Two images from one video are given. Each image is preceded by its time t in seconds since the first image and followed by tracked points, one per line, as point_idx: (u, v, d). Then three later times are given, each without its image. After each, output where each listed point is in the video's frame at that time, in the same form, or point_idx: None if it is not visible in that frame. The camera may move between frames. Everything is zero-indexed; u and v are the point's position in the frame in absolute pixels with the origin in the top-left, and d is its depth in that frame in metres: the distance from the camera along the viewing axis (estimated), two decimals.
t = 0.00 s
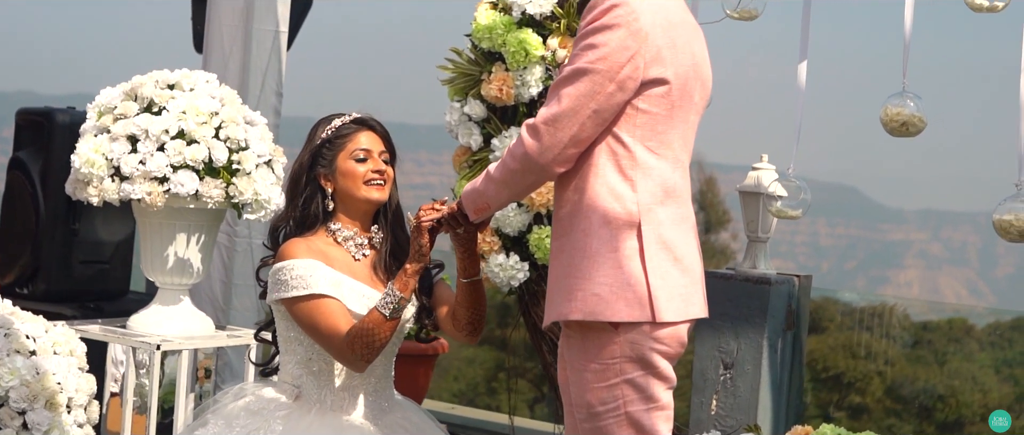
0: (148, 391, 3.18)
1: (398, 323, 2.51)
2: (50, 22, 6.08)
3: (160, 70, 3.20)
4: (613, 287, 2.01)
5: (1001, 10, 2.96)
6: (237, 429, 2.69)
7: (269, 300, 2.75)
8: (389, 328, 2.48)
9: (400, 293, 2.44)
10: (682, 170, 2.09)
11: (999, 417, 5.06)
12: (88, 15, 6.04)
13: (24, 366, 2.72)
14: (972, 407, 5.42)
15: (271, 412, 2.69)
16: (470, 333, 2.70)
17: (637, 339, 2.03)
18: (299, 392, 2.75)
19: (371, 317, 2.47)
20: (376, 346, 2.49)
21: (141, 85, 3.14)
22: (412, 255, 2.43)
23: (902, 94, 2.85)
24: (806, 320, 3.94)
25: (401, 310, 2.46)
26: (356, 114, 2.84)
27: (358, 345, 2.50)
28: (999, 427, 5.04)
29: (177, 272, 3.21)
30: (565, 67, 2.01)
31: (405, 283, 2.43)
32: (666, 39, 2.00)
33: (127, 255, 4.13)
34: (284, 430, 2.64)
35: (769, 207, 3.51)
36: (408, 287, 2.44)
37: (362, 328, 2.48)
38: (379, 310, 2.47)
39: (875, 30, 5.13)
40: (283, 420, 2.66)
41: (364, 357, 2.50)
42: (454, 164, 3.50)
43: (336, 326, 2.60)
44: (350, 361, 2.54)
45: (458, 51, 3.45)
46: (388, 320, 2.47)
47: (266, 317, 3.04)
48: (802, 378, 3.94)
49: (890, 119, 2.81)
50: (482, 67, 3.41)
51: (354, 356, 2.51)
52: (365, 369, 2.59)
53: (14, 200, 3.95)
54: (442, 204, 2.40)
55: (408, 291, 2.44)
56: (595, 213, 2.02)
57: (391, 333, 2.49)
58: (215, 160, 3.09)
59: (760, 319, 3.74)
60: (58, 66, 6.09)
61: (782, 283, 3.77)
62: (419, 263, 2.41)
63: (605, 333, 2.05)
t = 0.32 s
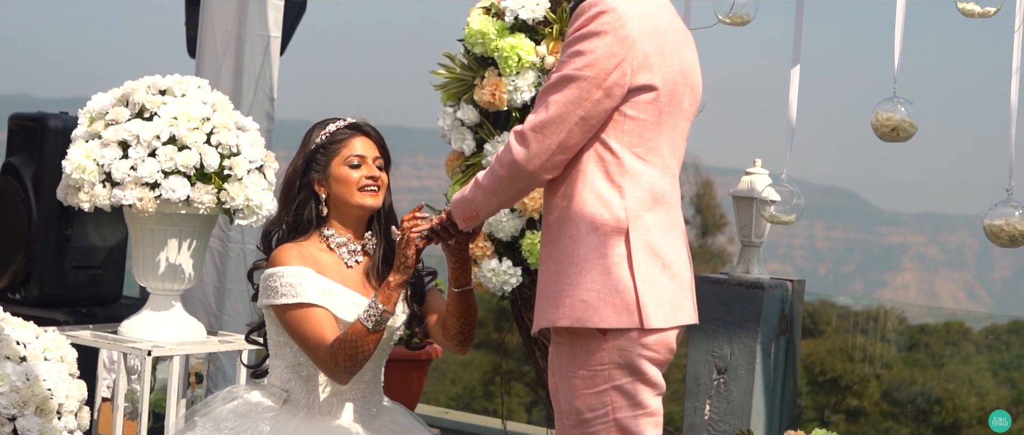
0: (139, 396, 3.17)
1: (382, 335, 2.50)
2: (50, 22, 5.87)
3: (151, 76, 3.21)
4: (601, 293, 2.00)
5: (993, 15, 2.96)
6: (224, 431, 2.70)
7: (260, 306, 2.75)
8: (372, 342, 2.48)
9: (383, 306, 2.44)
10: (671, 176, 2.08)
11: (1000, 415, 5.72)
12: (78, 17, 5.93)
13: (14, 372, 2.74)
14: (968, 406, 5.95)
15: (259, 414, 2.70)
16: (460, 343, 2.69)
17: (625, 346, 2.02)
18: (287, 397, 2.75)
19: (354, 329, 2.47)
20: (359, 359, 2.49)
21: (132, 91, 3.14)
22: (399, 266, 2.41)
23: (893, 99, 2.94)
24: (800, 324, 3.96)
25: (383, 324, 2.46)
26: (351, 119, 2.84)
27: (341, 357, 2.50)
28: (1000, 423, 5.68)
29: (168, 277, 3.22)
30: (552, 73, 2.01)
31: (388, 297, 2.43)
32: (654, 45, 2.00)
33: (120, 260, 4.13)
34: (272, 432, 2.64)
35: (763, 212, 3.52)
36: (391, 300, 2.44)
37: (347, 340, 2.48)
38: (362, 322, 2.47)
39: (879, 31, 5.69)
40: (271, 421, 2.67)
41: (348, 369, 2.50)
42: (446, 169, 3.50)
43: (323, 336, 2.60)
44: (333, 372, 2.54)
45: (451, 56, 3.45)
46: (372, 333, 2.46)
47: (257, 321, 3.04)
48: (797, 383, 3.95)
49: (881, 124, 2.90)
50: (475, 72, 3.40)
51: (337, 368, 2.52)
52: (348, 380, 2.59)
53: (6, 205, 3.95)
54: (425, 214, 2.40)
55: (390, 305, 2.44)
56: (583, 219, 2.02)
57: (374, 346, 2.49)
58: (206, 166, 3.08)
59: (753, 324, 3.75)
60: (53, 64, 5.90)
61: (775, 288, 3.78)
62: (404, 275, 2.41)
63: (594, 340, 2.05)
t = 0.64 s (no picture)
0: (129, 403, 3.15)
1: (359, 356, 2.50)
2: (41, 26, 5.92)
3: (141, 83, 3.21)
4: (586, 301, 2.00)
5: (982, 21, 2.97)
6: (211, 432, 2.72)
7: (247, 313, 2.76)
8: (348, 361, 2.47)
9: (361, 327, 2.43)
10: (657, 183, 2.08)
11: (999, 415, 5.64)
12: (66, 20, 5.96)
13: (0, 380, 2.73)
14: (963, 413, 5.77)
15: (245, 413, 2.71)
16: (447, 356, 2.70)
17: (610, 353, 2.02)
18: (273, 402, 2.75)
19: (331, 349, 2.46)
20: (334, 378, 2.50)
21: (121, 98, 3.15)
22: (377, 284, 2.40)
23: (881, 105, 3.06)
24: (792, 329, 3.98)
25: (360, 343, 2.44)
26: (345, 126, 2.82)
27: (317, 376, 2.50)
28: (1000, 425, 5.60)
29: (157, 284, 3.22)
30: (537, 82, 2.01)
31: (367, 317, 2.42)
32: (638, 52, 2.00)
33: (111, 266, 4.13)
34: (256, 431, 2.64)
35: (753, 217, 3.52)
36: (370, 321, 2.43)
37: (325, 358, 2.48)
38: (340, 342, 2.45)
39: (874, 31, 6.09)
40: (256, 420, 2.68)
41: (322, 387, 2.51)
42: (437, 175, 3.49)
43: (304, 349, 2.60)
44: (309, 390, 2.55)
45: (441, 62, 3.45)
46: (350, 353, 2.46)
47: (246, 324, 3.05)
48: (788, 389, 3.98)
49: (870, 129, 3.02)
50: (465, 77, 3.40)
51: (314, 386, 2.52)
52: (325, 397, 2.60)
53: None
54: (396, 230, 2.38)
55: (369, 324, 2.43)
56: (567, 227, 2.02)
57: (350, 366, 2.48)
58: (195, 173, 3.08)
59: (743, 329, 3.78)
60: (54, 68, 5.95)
61: (767, 294, 3.79)
62: (382, 297, 2.40)
63: (579, 347, 2.05)
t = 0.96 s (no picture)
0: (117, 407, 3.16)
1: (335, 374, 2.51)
2: (34, 27, 5.92)
3: (131, 87, 3.22)
4: (571, 306, 2.01)
5: (972, 26, 2.98)
6: None
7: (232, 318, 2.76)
8: (325, 379, 2.48)
9: (339, 346, 2.44)
10: (644, 188, 2.08)
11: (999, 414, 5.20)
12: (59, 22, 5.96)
13: None
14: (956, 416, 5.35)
15: (228, 419, 2.73)
16: (435, 368, 2.74)
17: (595, 359, 2.02)
18: (257, 408, 2.77)
19: (309, 366, 2.47)
20: (308, 394, 2.49)
21: (111, 102, 3.16)
22: (355, 303, 2.39)
23: (871, 110, 3.14)
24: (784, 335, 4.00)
25: (338, 361, 2.46)
26: (344, 134, 2.81)
27: (292, 391, 2.50)
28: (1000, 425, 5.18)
29: (147, 288, 3.23)
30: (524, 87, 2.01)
31: (346, 338, 2.43)
32: (624, 58, 2.00)
33: (102, 269, 4.15)
34: None
35: (745, 222, 3.53)
36: (348, 341, 2.44)
37: (302, 374, 2.48)
38: (317, 360, 2.46)
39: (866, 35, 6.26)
40: (240, 426, 2.70)
41: (297, 403, 2.50)
42: (428, 179, 3.50)
43: (283, 361, 2.60)
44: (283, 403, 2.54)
45: (432, 66, 3.45)
46: (327, 372, 2.47)
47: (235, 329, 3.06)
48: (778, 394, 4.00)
49: (860, 134, 3.11)
50: (457, 82, 3.41)
51: (287, 401, 2.51)
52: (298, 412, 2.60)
53: None
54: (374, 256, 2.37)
55: (347, 344, 2.45)
56: (553, 232, 2.02)
57: (326, 383, 2.49)
58: (185, 176, 3.09)
59: (735, 333, 3.80)
60: (48, 69, 5.92)
61: (758, 298, 3.83)
62: (361, 320, 2.41)
63: (564, 353, 2.05)
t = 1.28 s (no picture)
0: (104, 410, 3.18)
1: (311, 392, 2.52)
2: (30, 27, 5.94)
3: (119, 89, 3.23)
4: (553, 311, 2.01)
5: (958, 30, 3.00)
6: None
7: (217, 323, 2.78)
8: (301, 397, 2.51)
9: (316, 366, 2.45)
10: (627, 192, 2.08)
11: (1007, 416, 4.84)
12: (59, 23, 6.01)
13: None
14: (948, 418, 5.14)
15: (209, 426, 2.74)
16: (422, 379, 2.75)
17: (578, 363, 2.03)
18: (240, 415, 2.76)
19: (284, 384, 2.49)
20: (281, 411, 2.52)
21: (99, 105, 3.16)
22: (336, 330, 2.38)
23: (858, 114, 3.20)
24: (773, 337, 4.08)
25: (314, 381, 2.48)
26: (340, 144, 2.81)
27: (265, 407, 2.53)
28: None
29: (135, 292, 3.23)
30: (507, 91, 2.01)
31: (323, 359, 2.44)
32: (607, 62, 2.00)
33: (92, 271, 4.16)
34: None
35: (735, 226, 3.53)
36: (325, 362, 2.45)
37: (277, 391, 2.51)
38: (294, 378, 2.49)
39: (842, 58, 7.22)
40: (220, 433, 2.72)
41: (270, 419, 2.53)
42: (417, 181, 3.50)
43: (261, 375, 2.62)
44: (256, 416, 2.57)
45: (421, 69, 3.45)
46: (301, 390, 2.49)
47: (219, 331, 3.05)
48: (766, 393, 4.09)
49: (847, 137, 3.16)
50: (446, 84, 3.41)
51: (261, 416, 2.54)
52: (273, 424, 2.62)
53: None
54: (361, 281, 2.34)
55: (323, 364, 2.46)
56: (536, 236, 2.02)
57: (300, 401, 2.51)
58: (173, 179, 3.10)
59: (724, 337, 3.84)
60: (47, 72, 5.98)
61: (747, 301, 3.86)
62: (340, 344, 2.41)
63: (548, 357, 2.05)
